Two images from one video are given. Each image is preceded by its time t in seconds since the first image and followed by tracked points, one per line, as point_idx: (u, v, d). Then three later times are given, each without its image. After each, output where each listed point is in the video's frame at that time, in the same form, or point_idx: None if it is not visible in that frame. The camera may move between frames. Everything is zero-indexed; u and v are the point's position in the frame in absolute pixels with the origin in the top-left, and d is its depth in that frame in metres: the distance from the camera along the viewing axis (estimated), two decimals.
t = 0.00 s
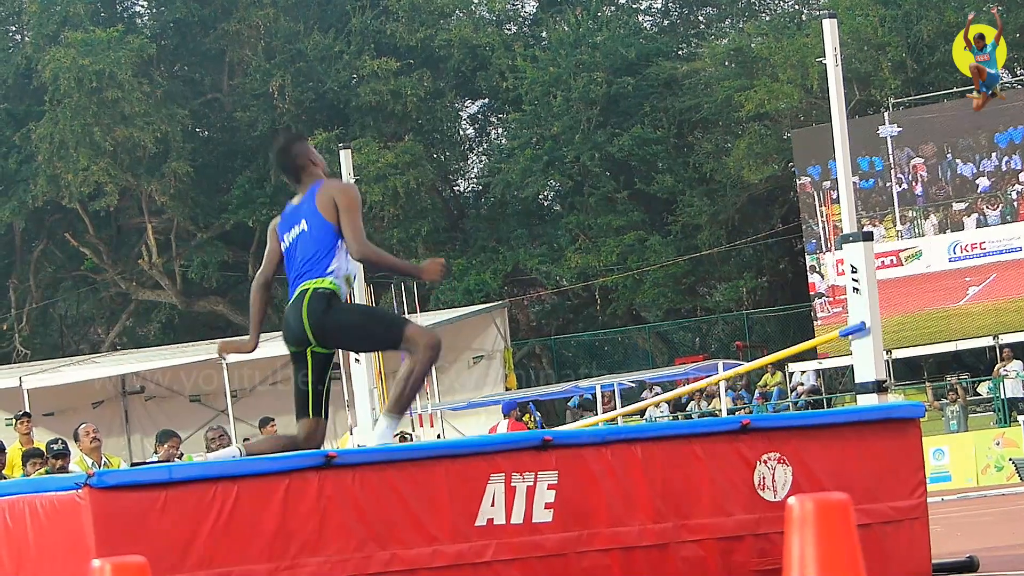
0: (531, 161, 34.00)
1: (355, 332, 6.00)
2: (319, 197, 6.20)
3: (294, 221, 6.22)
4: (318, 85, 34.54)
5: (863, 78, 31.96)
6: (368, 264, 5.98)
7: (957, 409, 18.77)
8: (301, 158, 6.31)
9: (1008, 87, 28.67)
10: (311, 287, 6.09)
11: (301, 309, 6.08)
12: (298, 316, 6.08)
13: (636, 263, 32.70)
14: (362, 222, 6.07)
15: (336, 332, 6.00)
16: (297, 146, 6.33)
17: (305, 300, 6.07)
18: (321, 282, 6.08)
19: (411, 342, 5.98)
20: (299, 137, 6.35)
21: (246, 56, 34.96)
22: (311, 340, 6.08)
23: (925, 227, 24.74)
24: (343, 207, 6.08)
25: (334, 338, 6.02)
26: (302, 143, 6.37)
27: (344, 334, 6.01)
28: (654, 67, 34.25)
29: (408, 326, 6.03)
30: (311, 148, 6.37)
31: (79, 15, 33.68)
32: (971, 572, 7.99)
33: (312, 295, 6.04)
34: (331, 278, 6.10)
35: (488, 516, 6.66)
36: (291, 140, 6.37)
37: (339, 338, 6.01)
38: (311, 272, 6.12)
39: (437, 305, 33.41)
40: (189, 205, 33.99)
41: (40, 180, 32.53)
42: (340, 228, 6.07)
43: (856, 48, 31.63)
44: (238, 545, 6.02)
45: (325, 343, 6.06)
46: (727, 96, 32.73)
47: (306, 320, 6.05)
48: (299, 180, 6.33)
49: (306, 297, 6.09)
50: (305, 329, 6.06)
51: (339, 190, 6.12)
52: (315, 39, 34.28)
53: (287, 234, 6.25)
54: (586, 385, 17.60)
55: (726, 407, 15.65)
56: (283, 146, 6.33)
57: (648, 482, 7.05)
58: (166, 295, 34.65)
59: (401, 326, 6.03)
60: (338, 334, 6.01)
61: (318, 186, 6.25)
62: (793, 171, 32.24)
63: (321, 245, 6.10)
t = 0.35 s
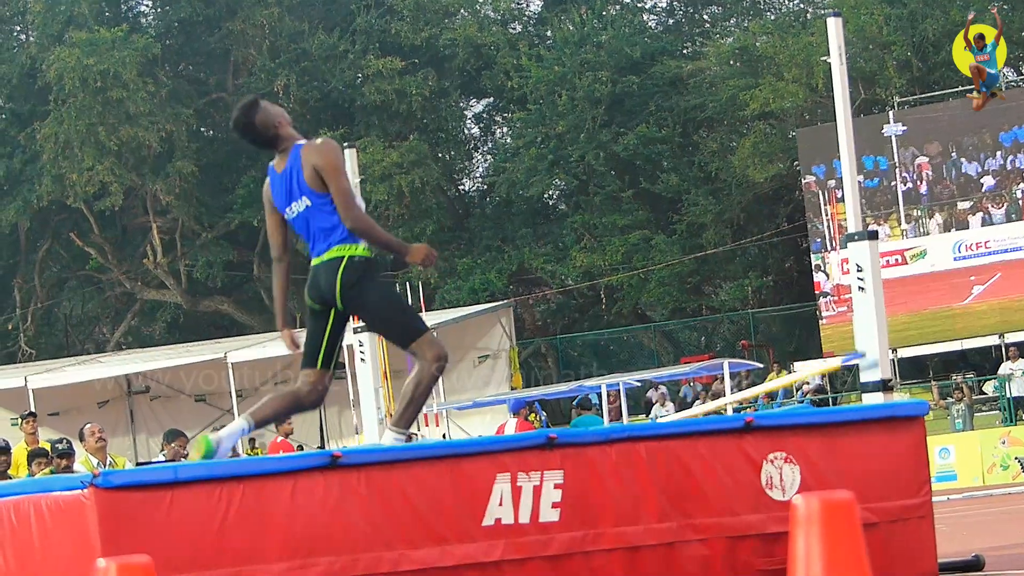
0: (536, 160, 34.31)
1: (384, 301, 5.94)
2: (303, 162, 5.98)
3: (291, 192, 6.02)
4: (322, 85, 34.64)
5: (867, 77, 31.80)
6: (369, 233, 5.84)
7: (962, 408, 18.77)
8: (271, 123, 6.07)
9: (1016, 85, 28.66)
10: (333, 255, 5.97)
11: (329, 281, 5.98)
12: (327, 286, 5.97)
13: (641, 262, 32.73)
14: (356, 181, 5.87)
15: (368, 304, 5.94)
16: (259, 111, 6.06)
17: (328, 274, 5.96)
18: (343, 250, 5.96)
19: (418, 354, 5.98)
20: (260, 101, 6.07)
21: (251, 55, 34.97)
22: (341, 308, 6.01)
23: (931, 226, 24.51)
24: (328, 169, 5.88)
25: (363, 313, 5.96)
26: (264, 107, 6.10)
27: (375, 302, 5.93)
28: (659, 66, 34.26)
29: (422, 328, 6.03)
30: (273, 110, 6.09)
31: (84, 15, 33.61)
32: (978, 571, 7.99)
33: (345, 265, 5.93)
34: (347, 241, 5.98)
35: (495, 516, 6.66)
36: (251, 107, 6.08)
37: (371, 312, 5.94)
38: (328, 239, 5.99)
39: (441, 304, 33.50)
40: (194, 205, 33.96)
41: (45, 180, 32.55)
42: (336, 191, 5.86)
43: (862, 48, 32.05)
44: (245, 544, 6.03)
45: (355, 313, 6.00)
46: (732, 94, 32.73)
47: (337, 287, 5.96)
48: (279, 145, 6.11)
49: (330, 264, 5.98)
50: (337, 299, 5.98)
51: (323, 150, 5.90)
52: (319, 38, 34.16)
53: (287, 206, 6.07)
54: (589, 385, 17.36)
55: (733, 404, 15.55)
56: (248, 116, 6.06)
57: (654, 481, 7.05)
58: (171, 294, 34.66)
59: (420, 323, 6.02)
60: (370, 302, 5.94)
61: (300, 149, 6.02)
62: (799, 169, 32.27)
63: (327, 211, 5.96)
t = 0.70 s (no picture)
0: (540, 160, 34.19)
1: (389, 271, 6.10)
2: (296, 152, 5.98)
3: (288, 177, 6.08)
4: (328, 84, 34.36)
5: (871, 76, 32.16)
6: (375, 213, 5.95)
7: (966, 407, 18.76)
8: (253, 116, 6.03)
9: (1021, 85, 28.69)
10: (340, 225, 6.12)
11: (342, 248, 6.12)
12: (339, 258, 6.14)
13: (645, 262, 32.75)
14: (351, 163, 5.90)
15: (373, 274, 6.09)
16: (238, 110, 6.01)
17: (338, 243, 6.10)
18: (351, 219, 6.10)
19: (404, 337, 6.07)
20: (236, 97, 6.00)
21: (256, 55, 34.96)
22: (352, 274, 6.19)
23: (934, 225, 24.55)
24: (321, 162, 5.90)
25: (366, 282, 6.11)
26: (241, 103, 6.03)
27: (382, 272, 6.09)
28: (663, 66, 34.26)
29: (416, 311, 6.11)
30: (253, 103, 6.04)
31: (89, 15, 33.57)
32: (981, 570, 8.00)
33: (356, 235, 6.07)
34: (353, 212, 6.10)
35: (499, 515, 6.67)
36: (229, 102, 6.02)
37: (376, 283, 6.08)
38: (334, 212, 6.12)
39: (446, 304, 33.47)
40: (199, 205, 33.90)
41: (50, 180, 32.67)
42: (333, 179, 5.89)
43: (866, 47, 31.93)
44: (249, 543, 6.04)
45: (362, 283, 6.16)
46: (736, 94, 32.81)
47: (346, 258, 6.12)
48: (264, 137, 6.07)
49: (338, 233, 6.14)
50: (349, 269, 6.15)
51: (313, 141, 5.90)
52: (323, 38, 34.07)
53: (289, 191, 6.15)
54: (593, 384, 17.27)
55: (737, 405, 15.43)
56: (227, 116, 6.01)
57: (657, 479, 7.06)
58: (175, 294, 34.62)
59: (417, 305, 6.12)
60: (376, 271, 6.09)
61: (288, 135, 6.01)
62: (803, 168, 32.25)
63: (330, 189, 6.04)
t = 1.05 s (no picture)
0: (544, 160, 34.08)
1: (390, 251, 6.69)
2: (301, 155, 6.34)
3: (292, 175, 6.49)
4: (333, 85, 34.34)
5: (875, 76, 31.94)
6: (379, 201, 6.41)
7: (971, 407, 18.78)
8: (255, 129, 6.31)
9: None
10: (343, 208, 6.63)
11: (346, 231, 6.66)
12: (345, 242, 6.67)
13: (650, 262, 32.68)
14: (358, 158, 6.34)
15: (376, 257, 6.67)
16: (241, 129, 6.26)
17: (343, 226, 6.64)
18: (351, 203, 6.62)
19: (392, 317, 6.67)
20: (237, 117, 6.24)
21: (260, 55, 35.01)
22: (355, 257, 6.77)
23: (939, 225, 24.61)
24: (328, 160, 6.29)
25: (367, 262, 6.68)
26: (240, 119, 6.27)
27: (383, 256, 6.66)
28: (666, 66, 34.25)
29: (400, 296, 6.69)
30: (251, 115, 6.30)
31: (93, 15, 33.55)
32: (986, 570, 8.00)
33: (359, 219, 6.60)
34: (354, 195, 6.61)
35: (503, 515, 6.69)
36: (230, 122, 6.26)
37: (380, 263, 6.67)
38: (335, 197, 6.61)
39: (450, 304, 33.36)
40: (203, 206, 33.84)
41: (54, 180, 32.58)
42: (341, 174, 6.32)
43: (870, 46, 31.89)
44: (254, 543, 6.04)
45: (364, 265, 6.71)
46: (740, 94, 32.84)
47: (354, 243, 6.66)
48: (266, 146, 6.37)
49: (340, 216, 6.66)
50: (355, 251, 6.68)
51: (321, 146, 6.26)
52: (328, 38, 34.12)
53: (291, 181, 6.54)
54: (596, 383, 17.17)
55: (741, 404, 15.35)
56: (232, 138, 6.27)
57: (661, 479, 7.07)
58: (180, 294, 34.61)
59: (407, 290, 6.72)
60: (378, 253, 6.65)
61: (289, 139, 6.34)
62: (807, 168, 32.44)
63: (333, 178, 6.50)
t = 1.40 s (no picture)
0: (549, 160, 34.05)
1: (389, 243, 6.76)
2: (306, 170, 6.39)
3: (295, 186, 6.51)
4: (336, 84, 34.56)
5: (880, 75, 32.17)
6: (385, 199, 6.47)
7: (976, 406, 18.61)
8: (261, 151, 6.36)
9: None
10: (342, 209, 6.69)
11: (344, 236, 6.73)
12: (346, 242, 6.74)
13: (655, 261, 32.66)
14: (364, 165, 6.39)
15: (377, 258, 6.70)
16: (252, 156, 6.34)
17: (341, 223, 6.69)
18: (349, 202, 6.68)
19: (391, 315, 6.71)
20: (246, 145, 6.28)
21: (265, 55, 35.06)
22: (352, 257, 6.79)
23: (943, 225, 24.54)
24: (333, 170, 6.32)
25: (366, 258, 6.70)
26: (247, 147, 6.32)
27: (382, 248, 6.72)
28: (671, 65, 34.21)
29: (400, 291, 6.73)
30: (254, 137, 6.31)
31: (98, 15, 33.62)
32: (993, 570, 8.00)
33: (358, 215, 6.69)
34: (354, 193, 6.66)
35: (508, 515, 6.71)
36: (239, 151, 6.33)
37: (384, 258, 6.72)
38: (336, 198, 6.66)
39: (455, 304, 33.25)
40: (209, 206, 33.76)
41: (59, 180, 32.53)
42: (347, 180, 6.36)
43: (874, 45, 31.97)
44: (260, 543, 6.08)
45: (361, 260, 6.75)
46: (744, 94, 32.82)
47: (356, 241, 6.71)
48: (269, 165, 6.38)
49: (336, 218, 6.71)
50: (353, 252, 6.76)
51: (329, 162, 6.29)
52: (333, 37, 34.16)
53: (290, 191, 6.55)
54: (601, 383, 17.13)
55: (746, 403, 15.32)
56: (246, 165, 6.35)
57: (666, 479, 7.08)
58: (186, 294, 34.64)
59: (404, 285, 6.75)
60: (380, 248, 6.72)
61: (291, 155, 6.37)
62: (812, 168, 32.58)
63: (333, 182, 6.55)
